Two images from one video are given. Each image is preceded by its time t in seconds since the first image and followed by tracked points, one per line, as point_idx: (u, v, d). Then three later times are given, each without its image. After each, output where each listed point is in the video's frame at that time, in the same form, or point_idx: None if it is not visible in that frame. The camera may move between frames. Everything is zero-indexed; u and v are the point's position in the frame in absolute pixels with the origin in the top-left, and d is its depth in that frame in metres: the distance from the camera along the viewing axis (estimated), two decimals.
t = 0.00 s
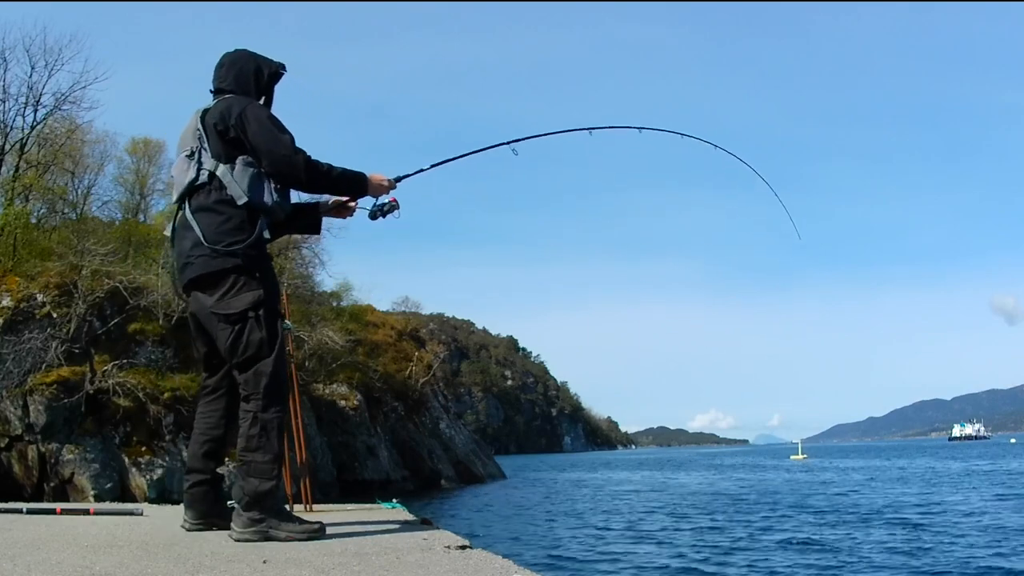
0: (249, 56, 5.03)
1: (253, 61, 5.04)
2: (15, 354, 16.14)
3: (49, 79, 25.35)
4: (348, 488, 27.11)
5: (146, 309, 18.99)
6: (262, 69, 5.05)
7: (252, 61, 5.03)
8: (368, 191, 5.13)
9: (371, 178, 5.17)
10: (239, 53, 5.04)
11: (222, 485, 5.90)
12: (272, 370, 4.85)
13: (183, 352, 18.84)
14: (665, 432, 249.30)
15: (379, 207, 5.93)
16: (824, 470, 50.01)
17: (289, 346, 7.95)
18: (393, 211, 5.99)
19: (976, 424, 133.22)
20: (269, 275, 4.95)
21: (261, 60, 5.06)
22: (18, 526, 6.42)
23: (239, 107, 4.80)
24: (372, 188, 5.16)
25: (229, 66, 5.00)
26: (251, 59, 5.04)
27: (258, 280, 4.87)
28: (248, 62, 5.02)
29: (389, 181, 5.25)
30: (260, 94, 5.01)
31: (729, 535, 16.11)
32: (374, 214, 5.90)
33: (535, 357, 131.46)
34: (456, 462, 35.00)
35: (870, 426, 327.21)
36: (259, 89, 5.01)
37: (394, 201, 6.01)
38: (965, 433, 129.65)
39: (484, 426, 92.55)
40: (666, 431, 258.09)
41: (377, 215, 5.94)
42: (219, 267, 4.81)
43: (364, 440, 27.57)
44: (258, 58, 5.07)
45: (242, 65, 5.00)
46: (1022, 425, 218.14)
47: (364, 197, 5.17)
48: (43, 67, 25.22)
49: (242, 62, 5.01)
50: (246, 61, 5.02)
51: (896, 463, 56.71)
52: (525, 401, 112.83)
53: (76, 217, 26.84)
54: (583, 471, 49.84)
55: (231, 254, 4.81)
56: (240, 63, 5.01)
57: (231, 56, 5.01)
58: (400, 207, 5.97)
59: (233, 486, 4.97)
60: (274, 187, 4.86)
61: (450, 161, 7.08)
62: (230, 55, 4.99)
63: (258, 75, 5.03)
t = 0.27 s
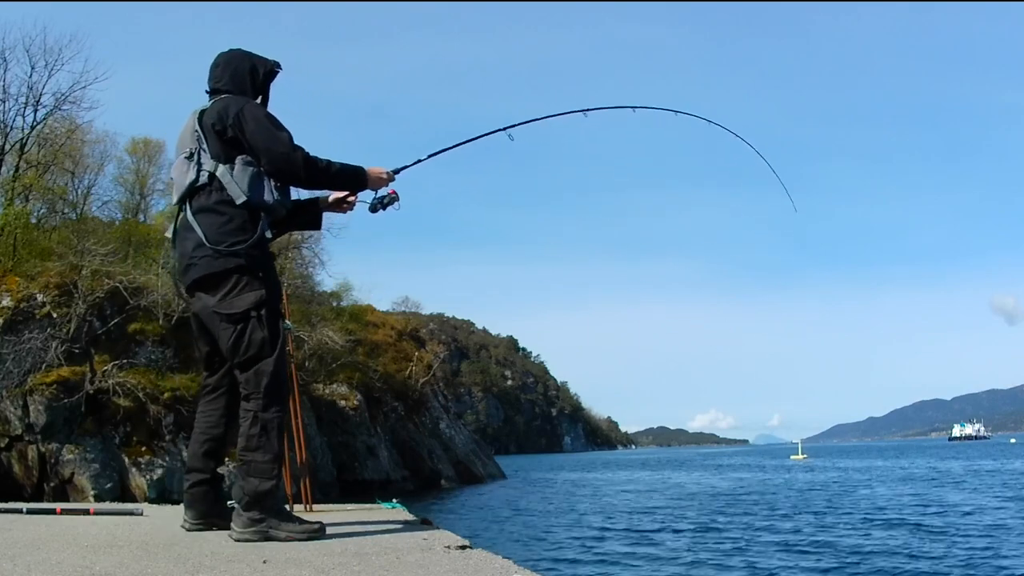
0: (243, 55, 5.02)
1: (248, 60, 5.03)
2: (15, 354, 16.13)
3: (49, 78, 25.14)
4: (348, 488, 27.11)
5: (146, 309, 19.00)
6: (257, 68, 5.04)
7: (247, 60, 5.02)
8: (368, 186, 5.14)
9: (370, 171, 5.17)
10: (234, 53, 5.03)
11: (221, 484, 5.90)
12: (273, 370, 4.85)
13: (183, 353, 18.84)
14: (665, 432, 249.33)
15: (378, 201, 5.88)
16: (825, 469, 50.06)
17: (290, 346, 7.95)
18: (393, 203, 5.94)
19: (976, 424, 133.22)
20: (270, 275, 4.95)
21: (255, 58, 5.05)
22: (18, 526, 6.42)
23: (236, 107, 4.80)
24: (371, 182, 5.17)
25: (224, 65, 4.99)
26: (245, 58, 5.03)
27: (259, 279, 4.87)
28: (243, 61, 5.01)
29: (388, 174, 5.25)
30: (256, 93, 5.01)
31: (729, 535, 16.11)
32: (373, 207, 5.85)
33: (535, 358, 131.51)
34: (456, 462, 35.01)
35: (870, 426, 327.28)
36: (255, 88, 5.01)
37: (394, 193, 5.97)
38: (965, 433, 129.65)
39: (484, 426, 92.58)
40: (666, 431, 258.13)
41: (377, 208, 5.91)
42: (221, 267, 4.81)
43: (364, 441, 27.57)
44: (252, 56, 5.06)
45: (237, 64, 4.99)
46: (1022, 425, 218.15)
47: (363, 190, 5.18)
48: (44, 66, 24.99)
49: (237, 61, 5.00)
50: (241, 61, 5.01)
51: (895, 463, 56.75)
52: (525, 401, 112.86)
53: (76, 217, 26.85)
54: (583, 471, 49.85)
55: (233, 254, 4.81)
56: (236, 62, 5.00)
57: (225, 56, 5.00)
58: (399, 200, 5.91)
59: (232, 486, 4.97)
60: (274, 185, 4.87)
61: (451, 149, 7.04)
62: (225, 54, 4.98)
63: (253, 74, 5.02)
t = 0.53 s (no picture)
0: (239, 55, 5.02)
1: (244, 60, 5.03)
2: (15, 354, 16.13)
3: (48, 79, 24.91)
4: (348, 489, 27.11)
5: (146, 309, 19.01)
6: (253, 68, 5.04)
7: (243, 59, 5.02)
8: (368, 182, 5.14)
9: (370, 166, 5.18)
10: (230, 53, 5.03)
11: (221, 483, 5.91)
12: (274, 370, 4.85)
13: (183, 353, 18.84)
14: (665, 433, 249.31)
15: (378, 195, 5.91)
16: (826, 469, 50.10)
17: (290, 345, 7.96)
18: (393, 198, 5.98)
19: (976, 424, 133.18)
20: (272, 275, 4.96)
21: (251, 58, 5.06)
22: (18, 526, 6.42)
23: (235, 108, 4.80)
24: (371, 177, 5.17)
25: (220, 66, 4.99)
26: (243, 58, 5.03)
27: (261, 279, 4.88)
28: (239, 61, 5.01)
29: (387, 169, 5.26)
30: (253, 92, 5.01)
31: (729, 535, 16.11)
32: (373, 202, 5.88)
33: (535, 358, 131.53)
34: (456, 462, 35.02)
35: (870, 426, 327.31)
36: (253, 88, 5.01)
37: (393, 187, 5.99)
38: (965, 433, 129.65)
39: (484, 426, 92.58)
40: (666, 432, 258.55)
41: (377, 203, 5.93)
42: (223, 267, 4.81)
43: (364, 441, 27.57)
44: (249, 56, 5.06)
45: (234, 64, 4.99)
46: (1022, 425, 218.12)
47: (363, 186, 5.18)
48: (43, 67, 24.78)
49: (233, 61, 5.00)
50: (238, 60, 5.01)
51: (895, 463, 56.79)
52: (525, 401, 112.92)
53: (76, 217, 26.84)
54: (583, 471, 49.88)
55: (235, 255, 4.81)
56: (232, 62, 5.00)
57: (222, 56, 5.00)
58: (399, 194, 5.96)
59: (233, 486, 4.97)
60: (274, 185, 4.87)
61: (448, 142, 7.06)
62: (221, 55, 4.98)
63: (249, 74, 5.02)
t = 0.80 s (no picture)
0: (236, 55, 5.02)
1: (241, 60, 5.03)
2: (15, 354, 16.13)
3: (49, 79, 24.85)
4: (348, 488, 27.11)
5: (146, 309, 19.01)
6: (251, 67, 5.04)
7: (240, 59, 5.03)
8: (366, 178, 5.16)
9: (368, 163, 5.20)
10: (227, 53, 5.03)
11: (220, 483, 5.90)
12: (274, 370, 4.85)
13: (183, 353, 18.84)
14: (665, 433, 249.32)
15: (377, 190, 5.92)
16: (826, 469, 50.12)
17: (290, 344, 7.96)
18: (392, 192, 5.98)
19: (976, 424, 133.14)
20: (273, 275, 4.96)
21: (248, 57, 5.06)
22: (18, 526, 6.42)
23: (233, 108, 4.80)
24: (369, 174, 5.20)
25: (217, 66, 4.99)
26: (239, 57, 5.03)
27: (261, 279, 4.88)
28: (236, 61, 5.01)
29: (385, 166, 5.28)
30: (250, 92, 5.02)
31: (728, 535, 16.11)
32: (372, 196, 5.89)
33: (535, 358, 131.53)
34: (456, 462, 35.01)
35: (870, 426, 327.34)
36: (250, 88, 5.01)
37: (391, 182, 6.00)
38: (965, 433, 129.67)
39: (484, 426, 92.59)
40: (665, 432, 258.59)
41: (375, 199, 5.94)
42: (224, 268, 4.81)
43: (364, 441, 27.58)
44: (245, 56, 5.06)
45: (231, 64, 4.99)
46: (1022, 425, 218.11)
47: (361, 182, 5.20)
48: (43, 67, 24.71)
49: (230, 61, 5.00)
50: (235, 60, 5.01)
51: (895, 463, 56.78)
52: (525, 401, 112.93)
53: (76, 217, 26.82)
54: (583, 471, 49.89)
55: (236, 255, 4.81)
56: (229, 62, 5.00)
57: (219, 56, 5.00)
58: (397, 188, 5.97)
59: (233, 486, 4.97)
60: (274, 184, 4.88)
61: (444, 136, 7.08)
62: (218, 55, 4.98)
63: (247, 73, 5.03)
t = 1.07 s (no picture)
0: (233, 55, 5.02)
1: (238, 59, 5.03)
2: (15, 354, 16.13)
3: (49, 79, 24.99)
4: (348, 488, 27.12)
5: (146, 309, 19.02)
6: (247, 66, 5.04)
7: (236, 58, 5.03)
8: (363, 174, 5.18)
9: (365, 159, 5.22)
10: (224, 53, 5.04)
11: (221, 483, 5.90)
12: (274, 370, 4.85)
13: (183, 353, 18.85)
14: (665, 433, 249.41)
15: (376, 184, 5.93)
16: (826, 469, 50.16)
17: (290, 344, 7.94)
18: (390, 187, 5.99)
19: (977, 424, 133.16)
20: (272, 276, 4.96)
21: (244, 56, 5.05)
22: (18, 526, 6.42)
23: (230, 107, 4.81)
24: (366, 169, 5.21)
25: (214, 65, 5.00)
26: (236, 57, 5.03)
27: (261, 279, 4.88)
28: (233, 61, 5.01)
29: (382, 162, 5.29)
30: (247, 92, 5.03)
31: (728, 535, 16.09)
32: (370, 190, 5.90)
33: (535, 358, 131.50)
34: (455, 462, 35.00)
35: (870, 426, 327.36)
36: (246, 88, 5.02)
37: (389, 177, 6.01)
38: (965, 433, 129.72)
39: (484, 426, 92.56)
40: (665, 432, 258.63)
41: (375, 194, 5.95)
42: (224, 268, 4.81)
43: (364, 441, 27.57)
44: (242, 55, 5.06)
45: (227, 65, 5.00)
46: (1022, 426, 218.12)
47: (358, 179, 5.21)
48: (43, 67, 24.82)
49: (226, 61, 5.01)
50: (232, 60, 5.01)
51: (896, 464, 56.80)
52: (525, 401, 112.94)
53: (75, 217, 26.82)
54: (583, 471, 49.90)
55: (236, 255, 4.81)
56: (224, 61, 5.00)
57: (215, 56, 5.01)
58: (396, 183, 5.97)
59: (233, 486, 4.97)
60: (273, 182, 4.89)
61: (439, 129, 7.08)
62: (215, 54, 4.99)
63: (243, 72, 5.03)
